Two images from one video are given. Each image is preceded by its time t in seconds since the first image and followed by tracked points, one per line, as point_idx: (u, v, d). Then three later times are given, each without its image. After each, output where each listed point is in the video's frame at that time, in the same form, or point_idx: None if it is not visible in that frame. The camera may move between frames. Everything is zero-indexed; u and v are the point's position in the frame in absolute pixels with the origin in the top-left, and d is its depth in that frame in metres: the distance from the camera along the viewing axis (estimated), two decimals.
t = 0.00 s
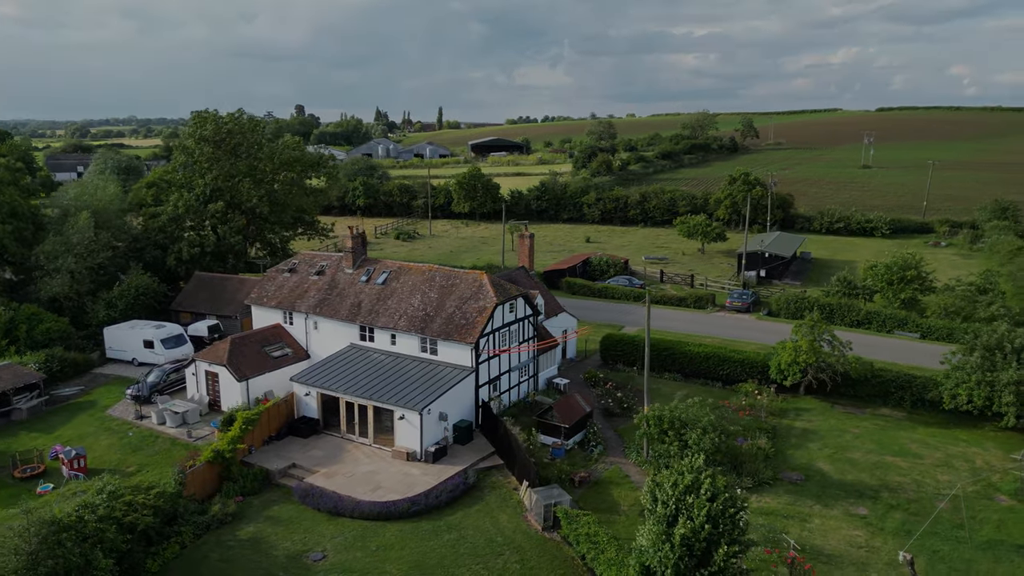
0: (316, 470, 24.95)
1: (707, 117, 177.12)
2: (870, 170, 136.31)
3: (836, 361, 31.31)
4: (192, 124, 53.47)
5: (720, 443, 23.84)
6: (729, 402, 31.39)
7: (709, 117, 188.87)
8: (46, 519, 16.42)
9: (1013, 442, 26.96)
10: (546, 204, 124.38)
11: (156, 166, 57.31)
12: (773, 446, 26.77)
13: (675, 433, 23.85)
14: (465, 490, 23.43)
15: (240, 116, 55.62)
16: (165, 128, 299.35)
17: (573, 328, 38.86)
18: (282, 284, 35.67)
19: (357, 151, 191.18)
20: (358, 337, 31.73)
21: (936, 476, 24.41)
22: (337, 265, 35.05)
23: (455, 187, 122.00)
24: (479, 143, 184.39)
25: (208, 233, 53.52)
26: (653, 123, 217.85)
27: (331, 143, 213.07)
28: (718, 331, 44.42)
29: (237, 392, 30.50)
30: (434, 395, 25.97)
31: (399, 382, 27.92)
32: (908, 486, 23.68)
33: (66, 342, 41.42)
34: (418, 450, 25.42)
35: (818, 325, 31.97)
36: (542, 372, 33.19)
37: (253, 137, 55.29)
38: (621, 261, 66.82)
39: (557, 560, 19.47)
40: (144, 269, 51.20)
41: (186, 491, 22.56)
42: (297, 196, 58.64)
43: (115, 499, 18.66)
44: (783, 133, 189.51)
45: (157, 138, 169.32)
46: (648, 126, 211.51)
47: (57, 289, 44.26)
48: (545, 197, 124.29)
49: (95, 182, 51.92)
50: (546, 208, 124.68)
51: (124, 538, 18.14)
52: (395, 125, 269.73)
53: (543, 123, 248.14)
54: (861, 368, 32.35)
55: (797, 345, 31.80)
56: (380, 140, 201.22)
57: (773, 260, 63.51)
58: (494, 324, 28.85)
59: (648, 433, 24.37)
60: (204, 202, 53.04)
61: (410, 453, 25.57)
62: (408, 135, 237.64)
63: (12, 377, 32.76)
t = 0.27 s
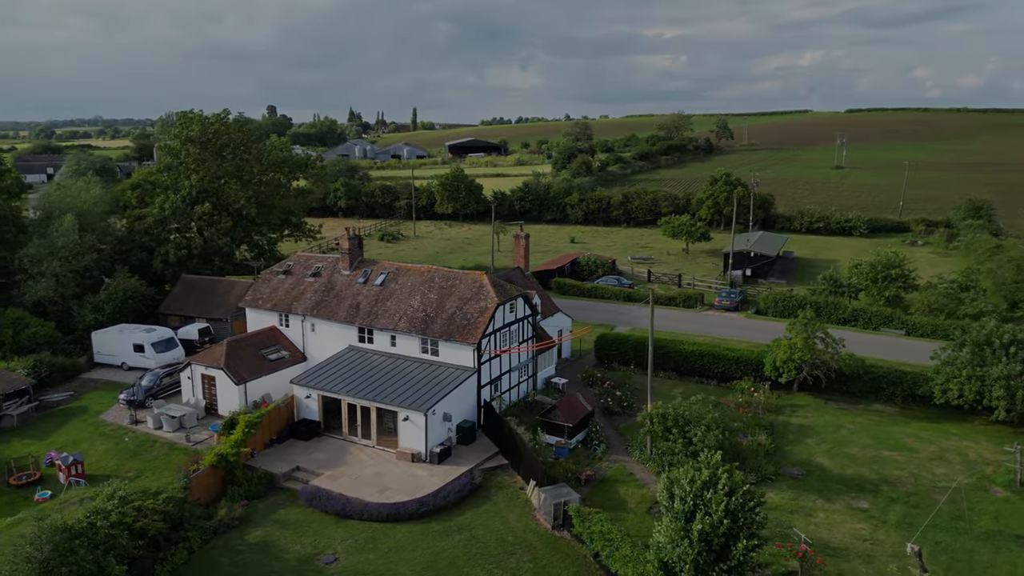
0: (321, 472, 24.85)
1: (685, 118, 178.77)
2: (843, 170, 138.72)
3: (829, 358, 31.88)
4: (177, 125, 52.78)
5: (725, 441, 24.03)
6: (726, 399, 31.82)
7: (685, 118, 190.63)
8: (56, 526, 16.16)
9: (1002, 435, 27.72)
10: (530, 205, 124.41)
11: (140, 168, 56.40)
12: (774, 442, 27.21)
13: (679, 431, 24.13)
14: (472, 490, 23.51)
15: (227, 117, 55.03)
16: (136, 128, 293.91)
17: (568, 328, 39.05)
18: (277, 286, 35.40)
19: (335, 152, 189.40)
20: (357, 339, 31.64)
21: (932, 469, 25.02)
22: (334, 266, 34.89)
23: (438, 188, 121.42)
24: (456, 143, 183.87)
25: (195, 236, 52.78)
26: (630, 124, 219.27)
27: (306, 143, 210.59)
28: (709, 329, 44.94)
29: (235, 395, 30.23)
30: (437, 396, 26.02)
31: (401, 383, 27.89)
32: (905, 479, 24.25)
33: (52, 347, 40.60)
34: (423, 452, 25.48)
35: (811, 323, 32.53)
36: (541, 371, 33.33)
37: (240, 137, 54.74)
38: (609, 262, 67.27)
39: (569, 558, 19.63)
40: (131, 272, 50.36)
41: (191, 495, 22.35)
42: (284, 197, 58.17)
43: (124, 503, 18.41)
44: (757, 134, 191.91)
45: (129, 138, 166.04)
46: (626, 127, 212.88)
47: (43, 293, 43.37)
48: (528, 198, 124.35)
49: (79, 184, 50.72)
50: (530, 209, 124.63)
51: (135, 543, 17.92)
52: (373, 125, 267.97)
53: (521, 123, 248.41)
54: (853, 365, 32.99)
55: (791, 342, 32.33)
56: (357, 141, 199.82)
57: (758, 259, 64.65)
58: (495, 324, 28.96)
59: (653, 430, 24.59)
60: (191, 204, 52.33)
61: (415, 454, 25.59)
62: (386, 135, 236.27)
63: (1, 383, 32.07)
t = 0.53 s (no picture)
0: (326, 475, 24.73)
1: (660, 118, 180.33)
2: (815, 170, 141.13)
3: (821, 354, 32.52)
4: (161, 125, 51.89)
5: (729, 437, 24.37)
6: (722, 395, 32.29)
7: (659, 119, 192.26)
8: (70, 533, 15.85)
9: (991, 426, 28.56)
10: (511, 206, 124.20)
11: (120, 169, 55.26)
12: (772, 436, 27.68)
13: (683, 427, 24.41)
14: (480, 490, 23.58)
15: (211, 117, 54.28)
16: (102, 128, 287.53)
17: (562, 327, 39.28)
18: (271, 287, 35.03)
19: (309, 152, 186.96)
20: (355, 341, 31.49)
21: (927, 461, 25.69)
22: (329, 268, 34.66)
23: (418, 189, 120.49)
24: (432, 144, 182.99)
25: (180, 238, 51.93)
26: (605, 124, 220.55)
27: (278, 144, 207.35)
28: (698, 327, 45.50)
29: (233, 399, 29.91)
30: (442, 397, 26.04)
31: (403, 384, 27.84)
32: (902, 471, 24.88)
33: (36, 352, 39.63)
34: (429, 453, 25.49)
35: (803, 320, 33.15)
36: (539, 370, 33.48)
37: (225, 137, 54.04)
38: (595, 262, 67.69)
39: (583, 556, 19.78)
40: (114, 275, 49.34)
41: (197, 500, 22.08)
42: (269, 198, 57.57)
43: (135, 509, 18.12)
44: (730, 135, 194.31)
45: (95, 137, 162.05)
46: (601, 127, 214.00)
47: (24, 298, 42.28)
48: (510, 199, 124.06)
49: (60, 185, 49.50)
50: (511, 210, 124.34)
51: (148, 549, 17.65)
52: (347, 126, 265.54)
53: (496, 124, 248.28)
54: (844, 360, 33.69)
55: (785, 339, 32.92)
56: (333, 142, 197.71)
57: (742, 258, 65.65)
58: (497, 324, 29.05)
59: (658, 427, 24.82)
60: (175, 205, 51.49)
61: (420, 456, 25.60)
62: (360, 135, 234.30)
63: None
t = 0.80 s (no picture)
0: (332, 477, 24.63)
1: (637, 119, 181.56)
2: (788, 171, 143.38)
3: (813, 351, 33.16)
4: (143, 125, 51.00)
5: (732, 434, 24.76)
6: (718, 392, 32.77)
7: (635, 120, 193.62)
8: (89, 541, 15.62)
9: (978, 419, 29.43)
10: (493, 206, 123.79)
11: (100, 170, 54.15)
12: (770, 432, 28.18)
13: (687, 425, 24.74)
14: (488, 489, 23.68)
15: (194, 117, 53.49)
16: (63, 127, 279.64)
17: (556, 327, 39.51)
18: (265, 289, 34.68)
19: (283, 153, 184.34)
20: (354, 342, 31.36)
21: (921, 454, 26.38)
22: (324, 269, 34.44)
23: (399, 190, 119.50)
24: (406, 145, 181.78)
25: (165, 241, 51.30)
26: (581, 125, 221.46)
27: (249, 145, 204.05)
28: (688, 325, 46.07)
29: (231, 402, 29.60)
30: (447, 397, 26.07)
31: (405, 384, 27.79)
32: (899, 464, 25.50)
33: (20, 357, 38.69)
34: (434, 453, 25.51)
35: (795, 318, 33.78)
36: (537, 370, 33.65)
37: (209, 138, 53.31)
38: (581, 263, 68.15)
39: (596, 553, 20.00)
40: (96, 278, 48.35)
41: (204, 504, 21.82)
42: (253, 200, 56.93)
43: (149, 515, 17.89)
44: (705, 135, 196.45)
45: (61, 138, 157.95)
46: (578, 127, 214.79)
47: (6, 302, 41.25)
48: (492, 199, 123.55)
49: (39, 187, 48.43)
50: (492, 210, 123.92)
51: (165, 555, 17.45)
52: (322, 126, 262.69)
53: (473, 124, 247.72)
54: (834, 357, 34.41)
55: (777, 337, 33.51)
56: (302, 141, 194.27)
57: (726, 257, 66.56)
58: (498, 324, 29.16)
59: (661, 424, 25.11)
60: (159, 207, 50.65)
61: (425, 456, 25.60)
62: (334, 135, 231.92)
63: None
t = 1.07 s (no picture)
0: (338, 480, 24.56)
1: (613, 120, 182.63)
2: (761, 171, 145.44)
3: (805, 348, 33.81)
4: (126, 126, 50.10)
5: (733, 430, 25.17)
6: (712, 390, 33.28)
7: (608, 121, 194.86)
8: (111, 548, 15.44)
9: (964, 412, 30.36)
10: (473, 207, 123.07)
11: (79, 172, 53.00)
12: (767, 427, 28.72)
13: (688, 422, 25.08)
14: (496, 489, 23.83)
15: (177, 117, 52.69)
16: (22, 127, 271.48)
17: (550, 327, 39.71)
18: (260, 291, 34.35)
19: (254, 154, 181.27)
20: (352, 344, 31.24)
21: (914, 446, 27.13)
22: (319, 271, 34.23)
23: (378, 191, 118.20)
24: (379, 145, 180.14)
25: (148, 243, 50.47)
26: (557, 125, 222.07)
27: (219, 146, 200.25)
28: (676, 324, 46.62)
29: (229, 406, 29.29)
30: (451, 398, 26.13)
31: (407, 385, 27.77)
32: (894, 457, 26.16)
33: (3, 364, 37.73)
34: (440, 454, 25.57)
35: (786, 316, 34.44)
36: (534, 370, 33.82)
37: (192, 138, 52.57)
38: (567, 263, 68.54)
39: (609, 550, 20.25)
40: (79, 281, 47.30)
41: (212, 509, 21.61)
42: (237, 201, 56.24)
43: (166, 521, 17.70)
44: (680, 136, 198.31)
45: (23, 138, 153.34)
46: (554, 128, 215.27)
47: None
48: (472, 200, 122.75)
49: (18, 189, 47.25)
50: (473, 211, 123.20)
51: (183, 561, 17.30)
52: (294, 127, 259.16)
53: (448, 125, 246.82)
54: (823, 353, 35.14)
55: (769, 334, 34.11)
56: (271, 142, 190.99)
57: (709, 257, 67.45)
58: (498, 324, 29.29)
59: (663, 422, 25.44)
60: (142, 209, 49.77)
61: (431, 458, 25.64)
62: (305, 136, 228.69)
63: None
